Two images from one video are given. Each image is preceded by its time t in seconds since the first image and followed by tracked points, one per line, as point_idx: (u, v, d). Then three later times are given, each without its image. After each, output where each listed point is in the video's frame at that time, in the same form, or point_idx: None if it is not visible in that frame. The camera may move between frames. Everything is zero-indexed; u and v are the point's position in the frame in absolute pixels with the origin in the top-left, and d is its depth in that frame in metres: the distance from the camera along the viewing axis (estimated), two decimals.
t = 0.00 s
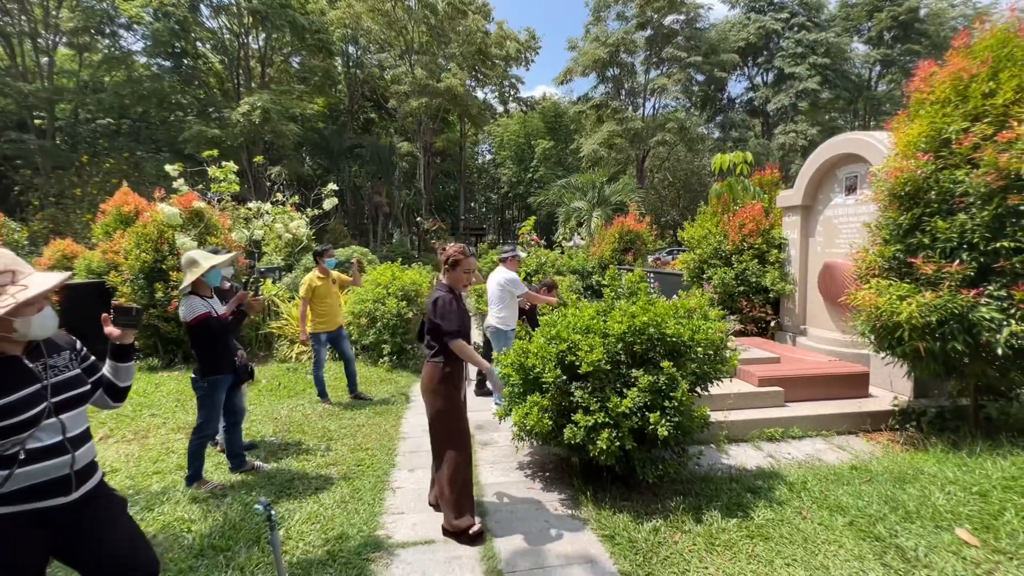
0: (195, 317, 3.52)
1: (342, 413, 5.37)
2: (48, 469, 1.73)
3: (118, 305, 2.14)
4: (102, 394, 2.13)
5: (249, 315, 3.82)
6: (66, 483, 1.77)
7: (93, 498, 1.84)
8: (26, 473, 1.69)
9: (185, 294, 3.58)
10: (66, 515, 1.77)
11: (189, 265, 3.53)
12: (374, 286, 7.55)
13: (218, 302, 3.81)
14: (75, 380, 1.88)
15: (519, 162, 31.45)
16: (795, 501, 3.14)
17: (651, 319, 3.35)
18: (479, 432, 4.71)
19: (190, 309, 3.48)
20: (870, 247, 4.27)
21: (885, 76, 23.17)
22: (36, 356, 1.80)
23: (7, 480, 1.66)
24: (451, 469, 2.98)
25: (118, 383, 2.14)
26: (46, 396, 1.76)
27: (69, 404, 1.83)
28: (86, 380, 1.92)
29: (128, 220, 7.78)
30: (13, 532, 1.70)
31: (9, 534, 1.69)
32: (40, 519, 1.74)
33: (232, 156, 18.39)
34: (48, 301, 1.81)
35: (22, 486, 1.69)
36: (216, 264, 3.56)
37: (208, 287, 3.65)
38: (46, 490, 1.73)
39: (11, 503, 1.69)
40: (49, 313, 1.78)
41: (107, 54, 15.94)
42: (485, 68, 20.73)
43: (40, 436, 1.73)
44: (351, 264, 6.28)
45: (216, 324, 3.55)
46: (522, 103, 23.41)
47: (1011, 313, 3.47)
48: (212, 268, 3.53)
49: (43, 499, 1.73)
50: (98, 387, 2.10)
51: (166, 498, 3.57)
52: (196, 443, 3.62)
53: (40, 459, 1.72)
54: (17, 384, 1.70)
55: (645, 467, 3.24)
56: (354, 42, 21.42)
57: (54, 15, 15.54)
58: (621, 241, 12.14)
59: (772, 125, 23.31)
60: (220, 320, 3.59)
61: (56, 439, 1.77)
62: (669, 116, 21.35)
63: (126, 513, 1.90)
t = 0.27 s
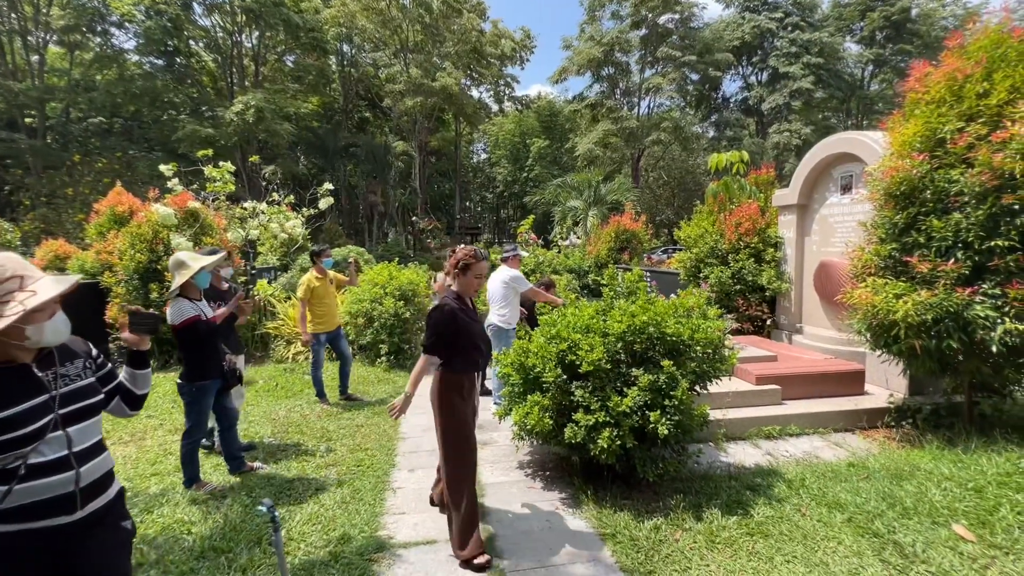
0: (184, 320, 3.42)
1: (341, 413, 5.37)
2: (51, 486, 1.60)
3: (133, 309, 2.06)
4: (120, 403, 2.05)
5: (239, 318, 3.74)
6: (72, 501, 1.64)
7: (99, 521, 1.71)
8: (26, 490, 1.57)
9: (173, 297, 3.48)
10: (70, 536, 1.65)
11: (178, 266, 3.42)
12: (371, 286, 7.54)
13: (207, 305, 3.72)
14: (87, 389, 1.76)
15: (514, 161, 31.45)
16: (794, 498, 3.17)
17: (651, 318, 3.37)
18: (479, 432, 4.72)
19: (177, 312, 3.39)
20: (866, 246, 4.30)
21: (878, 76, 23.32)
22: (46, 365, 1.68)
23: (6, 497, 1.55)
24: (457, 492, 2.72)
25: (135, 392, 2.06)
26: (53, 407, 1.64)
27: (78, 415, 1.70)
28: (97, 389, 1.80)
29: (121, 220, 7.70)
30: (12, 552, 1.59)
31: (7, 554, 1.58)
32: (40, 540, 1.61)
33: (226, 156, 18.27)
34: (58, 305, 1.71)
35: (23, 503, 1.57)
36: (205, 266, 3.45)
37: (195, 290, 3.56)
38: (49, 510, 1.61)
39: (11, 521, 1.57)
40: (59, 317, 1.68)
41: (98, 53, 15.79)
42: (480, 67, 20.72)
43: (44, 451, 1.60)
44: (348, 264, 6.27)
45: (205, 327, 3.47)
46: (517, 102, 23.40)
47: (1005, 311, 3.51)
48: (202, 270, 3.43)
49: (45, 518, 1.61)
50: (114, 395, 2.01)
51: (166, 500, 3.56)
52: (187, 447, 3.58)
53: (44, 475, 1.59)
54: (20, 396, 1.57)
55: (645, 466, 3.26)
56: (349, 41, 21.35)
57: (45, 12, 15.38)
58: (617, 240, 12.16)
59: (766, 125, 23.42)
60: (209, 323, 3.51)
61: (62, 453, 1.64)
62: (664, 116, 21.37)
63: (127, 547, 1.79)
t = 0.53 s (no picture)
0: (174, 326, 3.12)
1: (338, 413, 5.35)
2: (59, 505, 1.51)
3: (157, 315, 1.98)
4: (140, 412, 1.97)
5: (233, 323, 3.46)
6: (82, 523, 1.55)
7: (110, 543, 1.62)
8: (30, 510, 1.48)
9: (162, 299, 3.17)
10: (78, 560, 1.56)
11: (167, 267, 3.11)
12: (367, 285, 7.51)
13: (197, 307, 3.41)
14: (103, 400, 1.68)
15: (508, 161, 31.44)
16: (792, 495, 3.20)
17: (649, 316, 3.38)
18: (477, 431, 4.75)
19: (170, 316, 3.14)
20: (861, 244, 4.33)
21: (869, 76, 23.48)
22: (60, 373, 1.60)
23: (11, 517, 1.46)
24: (457, 498, 2.65)
25: (156, 402, 1.97)
26: (66, 419, 1.55)
27: (91, 428, 1.62)
28: (115, 400, 1.72)
29: (114, 220, 7.56)
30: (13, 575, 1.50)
31: None
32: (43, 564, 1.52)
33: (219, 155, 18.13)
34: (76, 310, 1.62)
35: (32, 523, 1.49)
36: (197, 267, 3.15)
37: (186, 292, 3.27)
38: (57, 531, 1.52)
39: (19, 543, 1.48)
40: (78, 324, 1.60)
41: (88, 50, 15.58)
42: (474, 66, 20.68)
43: (52, 467, 1.51)
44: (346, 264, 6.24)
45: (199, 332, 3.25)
46: (512, 101, 23.39)
47: (999, 308, 3.55)
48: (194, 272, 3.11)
49: (51, 541, 1.52)
50: (135, 404, 1.93)
51: (163, 502, 3.53)
52: (183, 448, 3.56)
53: (52, 494, 1.50)
54: (28, 408, 1.48)
55: (645, 464, 3.28)
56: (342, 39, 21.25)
57: (34, 10, 15.18)
58: (613, 239, 12.18)
59: (760, 124, 23.54)
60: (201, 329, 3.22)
61: (73, 470, 1.55)
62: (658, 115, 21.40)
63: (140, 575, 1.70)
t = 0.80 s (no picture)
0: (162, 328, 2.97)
1: (332, 414, 5.33)
2: (60, 516, 1.44)
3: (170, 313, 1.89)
4: (152, 416, 1.86)
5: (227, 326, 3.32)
6: (87, 533, 1.48)
7: (114, 557, 1.54)
8: (29, 521, 1.41)
9: (151, 301, 3.04)
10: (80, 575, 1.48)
11: (157, 267, 2.97)
12: (361, 285, 7.49)
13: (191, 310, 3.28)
14: (111, 403, 1.60)
15: (502, 160, 31.43)
16: (786, 492, 3.23)
17: (644, 316, 3.40)
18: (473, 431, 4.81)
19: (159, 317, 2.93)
20: (853, 243, 4.37)
21: (858, 76, 23.68)
22: (67, 374, 1.53)
23: (10, 529, 1.39)
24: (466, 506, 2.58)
25: (170, 405, 1.89)
26: (71, 424, 1.48)
27: (97, 434, 1.54)
28: (123, 404, 1.64)
29: (104, 220, 7.48)
30: None
31: None
32: None
33: (210, 154, 17.98)
34: (84, 312, 1.54)
35: (32, 535, 1.42)
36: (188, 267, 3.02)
37: (177, 292, 3.09)
38: (57, 542, 1.44)
39: (21, 556, 1.41)
40: (83, 329, 1.52)
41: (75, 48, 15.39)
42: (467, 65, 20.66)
43: (55, 475, 1.43)
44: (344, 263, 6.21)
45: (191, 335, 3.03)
46: (505, 100, 23.38)
47: (988, 306, 3.59)
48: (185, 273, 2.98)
49: (53, 555, 1.44)
50: (149, 407, 1.84)
51: (157, 504, 3.52)
52: (176, 451, 3.53)
53: (53, 504, 1.43)
54: (31, 410, 1.41)
55: (641, 462, 3.30)
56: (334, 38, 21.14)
57: (20, 7, 14.97)
58: (606, 239, 12.21)
59: (752, 124, 23.67)
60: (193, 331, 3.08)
61: (78, 477, 1.47)
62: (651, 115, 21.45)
63: None
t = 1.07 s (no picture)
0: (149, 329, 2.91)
1: (325, 414, 5.31)
2: (53, 531, 1.37)
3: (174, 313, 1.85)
4: (157, 419, 1.82)
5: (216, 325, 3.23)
6: (81, 549, 1.41)
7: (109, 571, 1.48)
8: (20, 536, 1.33)
9: (139, 302, 3.01)
10: None
11: (146, 268, 2.95)
12: (354, 285, 7.47)
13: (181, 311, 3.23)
14: (109, 411, 1.53)
15: (494, 159, 31.42)
16: (777, 489, 3.26)
17: (636, 314, 3.42)
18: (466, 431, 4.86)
19: (148, 316, 2.88)
20: (842, 241, 4.41)
21: (848, 76, 23.89)
22: (63, 381, 1.46)
23: None
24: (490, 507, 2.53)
25: (175, 406, 1.85)
26: (66, 432, 1.41)
27: (93, 443, 1.46)
28: (121, 413, 1.57)
29: (92, 219, 7.40)
30: None
31: None
32: None
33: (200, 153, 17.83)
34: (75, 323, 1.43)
35: (25, 550, 1.34)
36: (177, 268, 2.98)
37: (166, 293, 3.07)
38: (49, 559, 1.37)
39: (10, 575, 1.34)
40: (70, 341, 1.41)
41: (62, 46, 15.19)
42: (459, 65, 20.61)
43: (47, 488, 1.36)
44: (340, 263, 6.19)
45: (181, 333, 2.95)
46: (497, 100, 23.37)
47: (974, 303, 3.64)
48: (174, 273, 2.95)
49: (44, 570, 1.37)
50: (150, 410, 1.79)
51: (147, 507, 3.49)
52: (167, 454, 3.50)
53: (45, 519, 1.36)
54: (21, 420, 1.33)
55: (633, 460, 3.32)
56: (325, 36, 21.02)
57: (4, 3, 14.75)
58: (599, 238, 12.25)
59: (743, 124, 23.80)
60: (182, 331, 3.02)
61: (73, 490, 1.40)
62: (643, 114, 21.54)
63: None
